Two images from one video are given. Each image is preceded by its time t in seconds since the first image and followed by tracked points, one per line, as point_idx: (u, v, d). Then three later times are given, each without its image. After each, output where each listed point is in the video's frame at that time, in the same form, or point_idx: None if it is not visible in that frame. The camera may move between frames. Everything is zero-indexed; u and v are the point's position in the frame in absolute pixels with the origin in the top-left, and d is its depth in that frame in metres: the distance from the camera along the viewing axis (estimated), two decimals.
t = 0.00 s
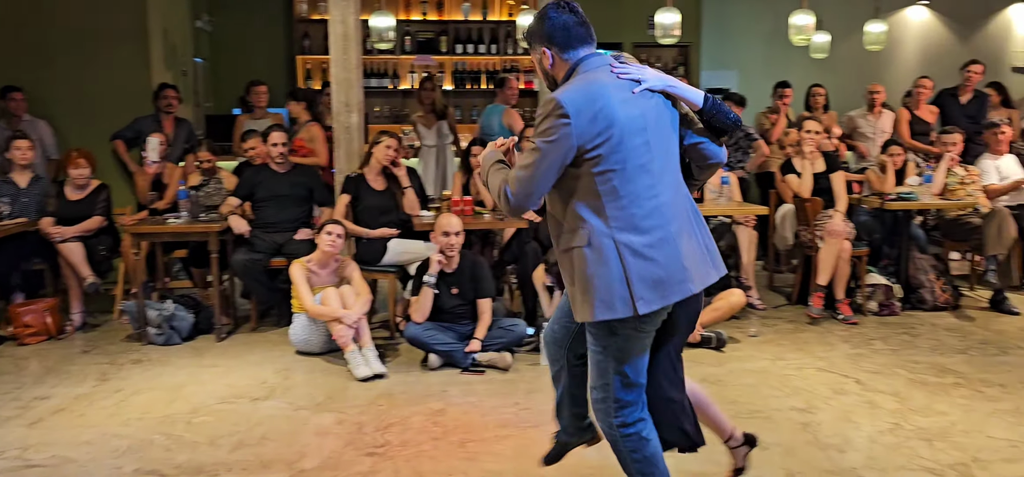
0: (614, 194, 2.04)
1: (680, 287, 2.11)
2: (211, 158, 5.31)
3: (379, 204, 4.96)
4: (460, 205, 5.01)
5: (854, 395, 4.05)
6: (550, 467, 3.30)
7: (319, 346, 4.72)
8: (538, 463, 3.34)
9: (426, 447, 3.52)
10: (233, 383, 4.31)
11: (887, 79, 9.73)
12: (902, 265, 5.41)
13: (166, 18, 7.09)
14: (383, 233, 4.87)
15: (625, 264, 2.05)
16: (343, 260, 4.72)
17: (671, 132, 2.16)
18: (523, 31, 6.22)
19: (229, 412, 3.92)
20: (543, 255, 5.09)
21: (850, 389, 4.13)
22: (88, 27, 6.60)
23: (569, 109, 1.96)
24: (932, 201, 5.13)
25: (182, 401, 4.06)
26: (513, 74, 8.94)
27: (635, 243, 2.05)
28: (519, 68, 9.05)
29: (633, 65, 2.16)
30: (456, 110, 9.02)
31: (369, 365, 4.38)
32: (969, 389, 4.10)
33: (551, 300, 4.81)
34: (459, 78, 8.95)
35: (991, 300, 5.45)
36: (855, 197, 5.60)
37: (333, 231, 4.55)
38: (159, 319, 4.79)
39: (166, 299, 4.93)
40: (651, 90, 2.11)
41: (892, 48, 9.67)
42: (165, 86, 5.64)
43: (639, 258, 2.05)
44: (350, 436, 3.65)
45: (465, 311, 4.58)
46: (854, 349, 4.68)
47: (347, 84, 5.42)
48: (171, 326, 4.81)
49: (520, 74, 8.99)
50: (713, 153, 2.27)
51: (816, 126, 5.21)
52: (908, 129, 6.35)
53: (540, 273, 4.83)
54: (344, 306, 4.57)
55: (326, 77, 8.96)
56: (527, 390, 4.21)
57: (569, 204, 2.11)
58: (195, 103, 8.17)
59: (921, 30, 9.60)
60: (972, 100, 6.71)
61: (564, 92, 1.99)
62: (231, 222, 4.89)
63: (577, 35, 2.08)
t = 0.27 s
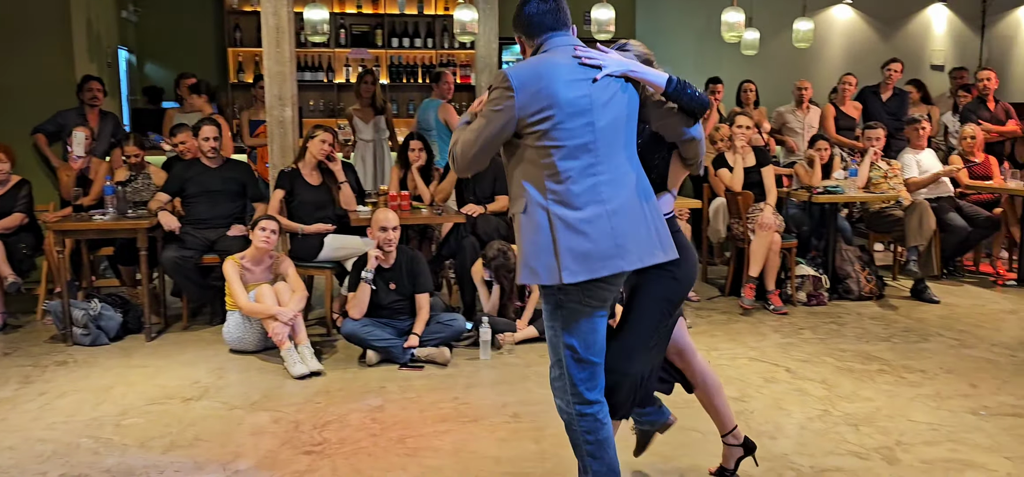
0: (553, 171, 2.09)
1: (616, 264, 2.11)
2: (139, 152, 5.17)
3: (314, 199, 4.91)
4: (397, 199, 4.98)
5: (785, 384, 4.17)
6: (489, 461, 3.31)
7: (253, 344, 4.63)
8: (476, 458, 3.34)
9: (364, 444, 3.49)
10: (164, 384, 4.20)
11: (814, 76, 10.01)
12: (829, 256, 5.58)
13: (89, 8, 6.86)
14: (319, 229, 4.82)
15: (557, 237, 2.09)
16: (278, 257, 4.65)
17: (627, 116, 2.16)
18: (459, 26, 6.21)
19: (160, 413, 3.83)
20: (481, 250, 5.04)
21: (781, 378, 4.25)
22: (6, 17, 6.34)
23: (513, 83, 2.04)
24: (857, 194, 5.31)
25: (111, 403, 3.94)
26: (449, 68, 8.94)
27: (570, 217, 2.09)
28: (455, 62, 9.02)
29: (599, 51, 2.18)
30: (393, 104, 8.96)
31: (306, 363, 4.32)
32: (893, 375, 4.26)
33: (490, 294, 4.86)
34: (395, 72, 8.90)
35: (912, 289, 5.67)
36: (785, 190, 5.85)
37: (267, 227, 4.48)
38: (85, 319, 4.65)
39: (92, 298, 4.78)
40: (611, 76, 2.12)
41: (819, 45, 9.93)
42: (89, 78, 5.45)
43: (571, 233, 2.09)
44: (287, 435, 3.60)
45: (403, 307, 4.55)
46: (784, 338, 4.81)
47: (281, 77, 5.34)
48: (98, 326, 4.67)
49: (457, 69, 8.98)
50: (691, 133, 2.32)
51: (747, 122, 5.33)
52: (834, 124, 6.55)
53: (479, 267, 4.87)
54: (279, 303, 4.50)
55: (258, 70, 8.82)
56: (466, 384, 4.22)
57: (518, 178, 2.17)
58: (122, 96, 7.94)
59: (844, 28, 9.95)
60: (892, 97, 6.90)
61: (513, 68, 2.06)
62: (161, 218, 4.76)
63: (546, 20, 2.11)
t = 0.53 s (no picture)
0: (519, 157, 2.16)
1: (561, 249, 2.13)
2: (87, 146, 5.05)
3: (269, 193, 4.84)
4: (353, 194, 4.94)
5: (740, 374, 4.23)
6: (448, 455, 3.30)
7: (207, 341, 4.56)
8: (436, 452, 3.33)
9: (322, 441, 3.46)
10: (115, 383, 4.11)
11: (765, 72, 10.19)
12: (782, 249, 5.66)
13: None
14: (275, 224, 4.76)
15: (512, 220, 2.17)
16: (233, 252, 4.58)
17: (597, 108, 2.12)
18: (415, 19, 6.18)
19: (111, 413, 3.74)
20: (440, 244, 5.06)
21: (736, 369, 4.32)
22: None
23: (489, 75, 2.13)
24: (808, 188, 5.42)
25: (59, 403, 3.84)
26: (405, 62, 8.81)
27: (523, 203, 2.16)
28: (411, 56, 8.96)
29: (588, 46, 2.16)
30: (348, 97, 8.89)
31: (262, 359, 4.26)
32: (844, 365, 4.36)
33: (448, 288, 4.86)
34: (350, 65, 8.83)
35: (862, 281, 5.80)
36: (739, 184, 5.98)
37: (221, 222, 4.41)
38: (31, 317, 4.53)
39: (39, 296, 4.66)
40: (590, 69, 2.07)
41: (771, 40, 10.11)
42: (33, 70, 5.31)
43: (524, 217, 2.15)
44: (243, 432, 3.55)
45: (361, 302, 4.52)
46: (739, 330, 4.89)
47: (234, 70, 5.26)
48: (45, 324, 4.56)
49: (413, 62, 8.94)
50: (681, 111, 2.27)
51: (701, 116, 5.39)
52: (784, 119, 6.73)
53: (437, 262, 4.86)
54: (235, 299, 4.43)
55: (210, 62, 8.66)
56: (425, 379, 4.21)
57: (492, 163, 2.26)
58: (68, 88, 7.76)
59: (795, 25, 10.14)
60: (841, 94, 7.03)
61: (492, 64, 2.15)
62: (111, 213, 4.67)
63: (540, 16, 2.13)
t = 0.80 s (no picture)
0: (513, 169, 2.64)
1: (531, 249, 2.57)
2: (44, 141, 4.95)
3: (232, 189, 4.79)
4: (318, 190, 4.89)
5: (705, 368, 4.28)
6: (416, 451, 3.30)
7: (170, 339, 4.49)
8: (404, 449, 3.32)
9: (289, 439, 3.43)
10: (75, 382, 4.04)
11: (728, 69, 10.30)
12: (745, 244, 5.75)
13: None
14: (238, 220, 4.69)
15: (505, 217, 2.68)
16: (196, 249, 4.52)
17: (560, 127, 2.48)
18: (380, 14, 6.14)
19: (72, 413, 3.68)
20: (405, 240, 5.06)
21: (701, 362, 4.36)
22: None
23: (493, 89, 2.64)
24: (771, 184, 5.49)
25: (18, 404, 3.76)
26: (370, 56, 8.81)
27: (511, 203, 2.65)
28: (376, 51, 8.90)
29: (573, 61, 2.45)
30: (312, 91, 8.80)
31: (226, 357, 4.21)
32: (807, 358, 4.43)
33: (414, 285, 4.82)
34: (314, 60, 8.75)
35: (823, 275, 5.89)
36: (703, 180, 6.00)
37: (183, 218, 4.34)
38: None
39: None
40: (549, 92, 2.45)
41: (734, 38, 10.21)
42: None
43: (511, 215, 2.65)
44: (208, 431, 3.51)
45: (327, 299, 4.49)
46: (703, 324, 4.95)
47: (196, 64, 5.19)
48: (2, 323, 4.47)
49: (378, 57, 8.89)
50: (649, 145, 2.37)
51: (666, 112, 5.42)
52: (748, 115, 6.82)
53: (403, 258, 4.84)
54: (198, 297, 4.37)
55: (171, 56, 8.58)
56: (392, 376, 4.19)
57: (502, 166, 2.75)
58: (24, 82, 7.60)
59: (758, 22, 10.24)
60: (803, 91, 7.21)
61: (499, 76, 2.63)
62: (69, 209, 4.58)
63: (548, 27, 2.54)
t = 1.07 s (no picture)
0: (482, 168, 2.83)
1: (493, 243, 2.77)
2: None
3: (191, 187, 4.72)
4: (280, 187, 4.84)
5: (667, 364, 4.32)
6: (379, 451, 3.28)
7: (127, 340, 4.41)
8: (367, 449, 3.30)
9: (250, 440, 3.39)
10: (29, 385, 3.94)
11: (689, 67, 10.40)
12: (706, 240, 5.81)
13: None
14: (197, 218, 4.65)
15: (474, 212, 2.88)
16: (153, 248, 4.44)
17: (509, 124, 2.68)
18: (341, 10, 6.09)
19: (25, 416, 3.59)
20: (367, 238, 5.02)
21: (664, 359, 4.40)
22: None
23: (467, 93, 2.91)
24: (732, 181, 5.55)
25: None
26: (331, 53, 8.74)
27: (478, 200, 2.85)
28: (337, 47, 8.83)
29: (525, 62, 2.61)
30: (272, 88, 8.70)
31: (185, 358, 4.15)
32: (768, 353, 4.49)
33: (377, 283, 4.78)
34: (274, 56, 8.65)
35: (783, 272, 5.97)
36: (665, 177, 6.08)
37: (140, 217, 4.25)
38: None
39: None
40: (492, 92, 2.69)
41: (695, 36, 10.30)
42: None
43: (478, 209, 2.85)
44: (166, 433, 3.45)
45: (288, 298, 4.44)
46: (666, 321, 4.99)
47: (153, 60, 5.10)
48: None
49: (339, 54, 8.82)
50: (583, 141, 2.49)
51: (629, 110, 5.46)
52: (708, 114, 6.91)
53: (365, 256, 4.80)
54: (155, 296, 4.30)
55: (127, 51, 8.45)
56: (355, 375, 4.16)
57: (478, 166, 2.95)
58: None
59: (718, 21, 10.35)
60: (762, 89, 7.30)
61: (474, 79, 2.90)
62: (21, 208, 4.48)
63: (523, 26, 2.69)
